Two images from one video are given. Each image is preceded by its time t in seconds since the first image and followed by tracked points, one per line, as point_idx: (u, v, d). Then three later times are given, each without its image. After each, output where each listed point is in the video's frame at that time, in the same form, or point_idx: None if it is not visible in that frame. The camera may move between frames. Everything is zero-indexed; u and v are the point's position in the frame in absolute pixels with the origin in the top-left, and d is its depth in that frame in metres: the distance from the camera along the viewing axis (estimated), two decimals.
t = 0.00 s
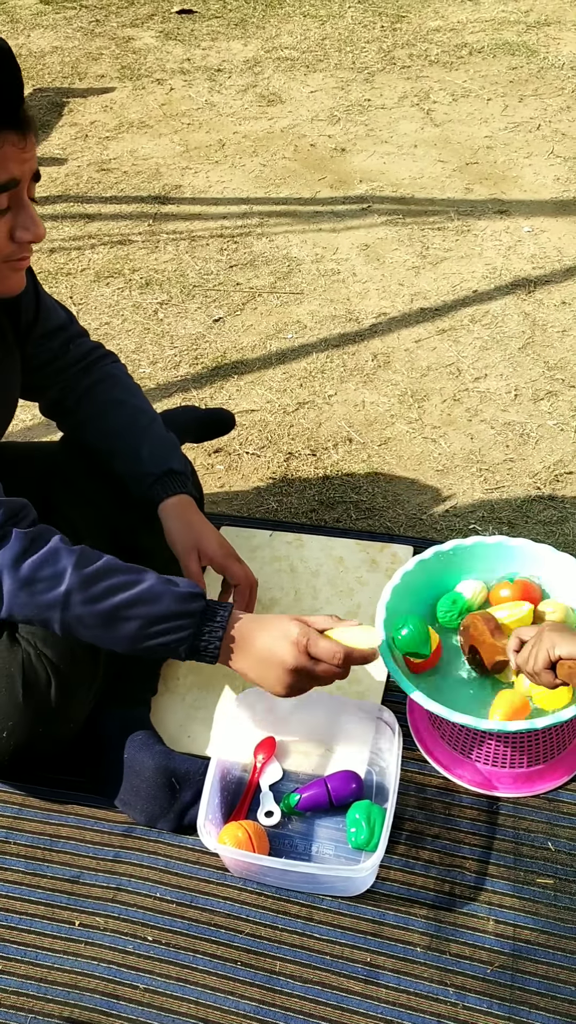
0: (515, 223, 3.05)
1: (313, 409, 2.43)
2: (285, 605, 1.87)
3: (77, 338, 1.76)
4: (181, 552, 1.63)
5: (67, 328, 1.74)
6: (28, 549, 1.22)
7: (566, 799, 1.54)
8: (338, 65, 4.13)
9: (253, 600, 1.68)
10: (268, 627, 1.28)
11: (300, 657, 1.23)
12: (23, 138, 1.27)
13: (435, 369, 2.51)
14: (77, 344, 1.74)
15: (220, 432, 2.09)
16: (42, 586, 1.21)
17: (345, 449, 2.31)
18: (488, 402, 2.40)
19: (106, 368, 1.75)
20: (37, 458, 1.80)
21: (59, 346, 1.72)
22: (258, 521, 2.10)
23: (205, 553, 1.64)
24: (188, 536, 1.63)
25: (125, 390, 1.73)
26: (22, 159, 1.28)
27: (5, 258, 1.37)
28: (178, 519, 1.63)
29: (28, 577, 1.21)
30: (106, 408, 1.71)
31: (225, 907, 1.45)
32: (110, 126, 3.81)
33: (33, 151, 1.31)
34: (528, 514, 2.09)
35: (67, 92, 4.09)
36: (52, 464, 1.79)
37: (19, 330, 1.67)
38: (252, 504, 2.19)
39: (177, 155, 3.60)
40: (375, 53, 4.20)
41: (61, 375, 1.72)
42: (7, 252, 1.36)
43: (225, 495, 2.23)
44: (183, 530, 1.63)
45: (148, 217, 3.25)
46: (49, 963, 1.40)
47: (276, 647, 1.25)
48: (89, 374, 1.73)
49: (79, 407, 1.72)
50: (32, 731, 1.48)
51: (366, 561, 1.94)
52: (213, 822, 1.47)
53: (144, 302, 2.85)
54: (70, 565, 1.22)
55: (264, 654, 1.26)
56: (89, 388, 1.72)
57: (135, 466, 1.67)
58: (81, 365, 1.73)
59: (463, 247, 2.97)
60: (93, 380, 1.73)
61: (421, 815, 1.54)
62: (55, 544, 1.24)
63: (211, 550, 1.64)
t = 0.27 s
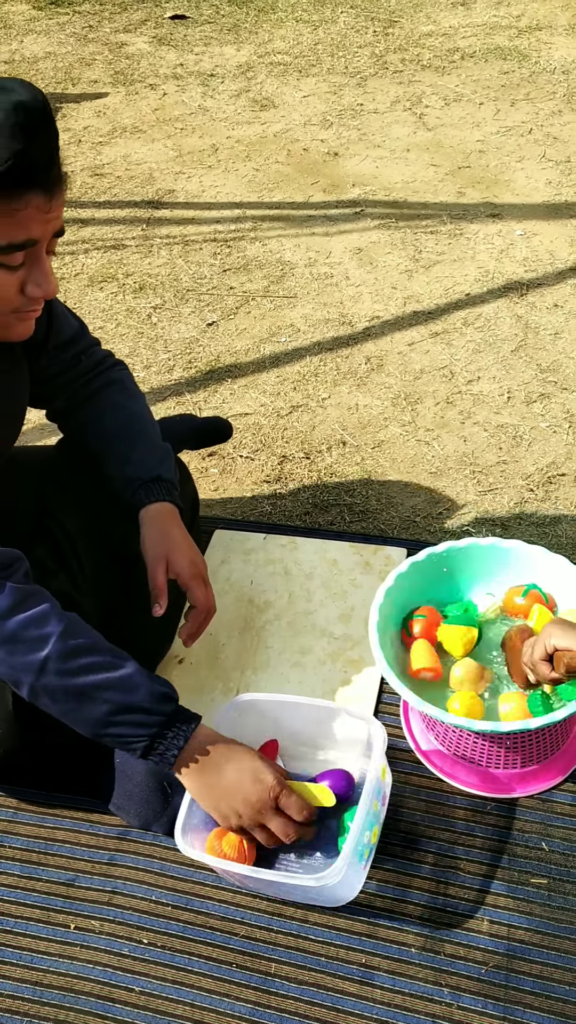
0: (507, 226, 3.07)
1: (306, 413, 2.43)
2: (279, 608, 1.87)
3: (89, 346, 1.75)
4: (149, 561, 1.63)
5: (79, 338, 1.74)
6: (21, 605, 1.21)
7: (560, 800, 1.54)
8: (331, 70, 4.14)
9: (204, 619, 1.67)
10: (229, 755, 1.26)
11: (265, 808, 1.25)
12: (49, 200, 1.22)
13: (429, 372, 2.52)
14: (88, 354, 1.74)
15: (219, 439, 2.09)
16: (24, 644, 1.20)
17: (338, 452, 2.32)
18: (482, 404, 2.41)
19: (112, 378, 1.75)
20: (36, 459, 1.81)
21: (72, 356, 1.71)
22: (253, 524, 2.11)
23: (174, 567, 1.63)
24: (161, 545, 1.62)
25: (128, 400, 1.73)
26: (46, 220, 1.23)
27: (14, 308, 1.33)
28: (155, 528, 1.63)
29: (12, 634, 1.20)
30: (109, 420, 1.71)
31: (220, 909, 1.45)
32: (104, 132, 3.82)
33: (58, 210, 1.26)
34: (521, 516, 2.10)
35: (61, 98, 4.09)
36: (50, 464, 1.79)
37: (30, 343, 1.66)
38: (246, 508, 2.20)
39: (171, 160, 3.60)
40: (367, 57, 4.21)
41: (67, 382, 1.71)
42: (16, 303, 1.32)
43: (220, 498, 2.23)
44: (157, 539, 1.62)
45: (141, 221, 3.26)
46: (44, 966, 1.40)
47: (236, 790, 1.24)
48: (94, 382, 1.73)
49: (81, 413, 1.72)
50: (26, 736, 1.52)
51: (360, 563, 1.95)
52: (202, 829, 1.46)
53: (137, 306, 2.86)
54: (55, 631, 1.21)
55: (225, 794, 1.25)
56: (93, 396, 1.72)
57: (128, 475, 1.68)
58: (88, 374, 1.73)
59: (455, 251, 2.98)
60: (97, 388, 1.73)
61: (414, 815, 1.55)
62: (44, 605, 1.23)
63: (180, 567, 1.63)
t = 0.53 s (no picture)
0: (503, 227, 3.08)
1: (303, 413, 2.44)
2: (277, 607, 1.88)
3: (79, 347, 1.75)
4: (149, 568, 1.65)
5: (69, 340, 1.74)
6: (21, 607, 1.22)
7: (557, 797, 1.55)
8: (327, 72, 4.15)
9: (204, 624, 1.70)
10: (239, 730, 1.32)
11: (282, 773, 1.33)
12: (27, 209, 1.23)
13: (425, 373, 2.53)
14: (78, 356, 1.74)
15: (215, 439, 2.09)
16: (24, 648, 1.21)
17: (336, 453, 2.33)
18: (478, 405, 2.41)
19: (104, 381, 1.76)
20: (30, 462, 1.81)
21: (62, 359, 1.71)
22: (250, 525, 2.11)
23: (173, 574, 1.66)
24: (160, 553, 1.65)
25: (121, 403, 1.74)
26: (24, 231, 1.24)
27: None
28: (155, 536, 1.65)
29: (11, 638, 1.20)
30: (104, 425, 1.72)
31: (219, 907, 1.46)
32: (100, 134, 3.83)
33: (39, 221, 1.27)
34: (518, 515, 2.11)
35: (58, 101, 4.10)
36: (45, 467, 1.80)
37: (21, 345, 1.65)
38: (244, 508, 2.20)
39: (167, 163, 3.61)
40: (363, 60, 4.22)
41: (60, 386, 1.72)
42: None
43: (217, 499, 2.24)
44: (156, 547, 1.65)
45: (139, 224, 3.26)
46: (44, 965, 1.41)
47: (253, 763, 1.30)
48: (86, 385, 1.74)
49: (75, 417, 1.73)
50: (24, 740, 1.51)
51: (358, 563, 1.95)
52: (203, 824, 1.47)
53: (135, 308, 2.87)
54: (56, 631, 1.22)
55: (244, 767, 1.30)
56: (86, 400, 1.73)
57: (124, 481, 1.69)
58: (80, 376, 1.73)
59: (451, 252, 2.99)
60: (91, 392, 1.74)
61: (412, 813, 1.55)
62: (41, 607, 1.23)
63: (178, 575, 1.65)
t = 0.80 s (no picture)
0: (505, 226, 3.08)
1: (307, 412, 2.45)
2: (283, 605, 1.89)
3: (76, 344, 1.76)
4: (176, 577, 1.66)
5: (63, 338, 1.74)
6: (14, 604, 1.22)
7: (563, 793, 1.56)
8: (329, 72, 4.16)
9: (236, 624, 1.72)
10: (240, 703, 1.32)
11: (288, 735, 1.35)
12: None
13: (428, 371, 2.53)
14: (72, 355, 1.75)
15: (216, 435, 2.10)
16: (20, 636, 1.21)
17: (339, 451, 2.33)
18: (481, 403, 2.42)
19: (102, 378, 1.76)
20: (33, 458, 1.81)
21: (54, 357, 1.72)
22: (255, 522, 2.12)
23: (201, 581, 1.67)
24: (183, 563, 1.66)
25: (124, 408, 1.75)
26: None
27: None
28: (175, 544, 1.66)
29: (6, 628, 1.20)
30: (105, 422, 1.72)
31: (227, 903, 1.46)
32: (103, 134, 3.83)
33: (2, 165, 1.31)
34: (522, 513, 2.11)
35: (60, 101, 4.11)
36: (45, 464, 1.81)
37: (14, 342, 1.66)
38: (248, 506, 2.21)
39: (170, 163, 3.62)
40: (365, 60, 4.23)
41: (58, 386, 1.73)
42: None
43: (222, 497, 2.24)
44: (179, 557, 1.65)
45: (141, 223, 3.27)
46: (52, 960, 1.41)
47: (258, 733, 1.31)
48: (87, 385, 1.74)
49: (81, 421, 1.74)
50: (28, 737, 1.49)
51: (363, 560, 1.96)
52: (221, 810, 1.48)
53: (138, 307, 2.87)
54: (50, 618, 1.22)
55: (254, 738, 1.31)
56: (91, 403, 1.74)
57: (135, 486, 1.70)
58: (77, 376, 1.74)
59: (454, 251, 3.00)
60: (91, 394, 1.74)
61: (418, 809, 1.56)
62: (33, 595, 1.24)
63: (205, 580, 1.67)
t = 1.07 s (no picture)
0: (510, 224, 3.08)
1: (314, 409, 2.45)
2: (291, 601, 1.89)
3: (76, 342, 1.77)
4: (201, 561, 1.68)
5: (63, 334, 1.75)
6: None
7: (573, 789, 1.56)
8: (332, 70, 4.16)
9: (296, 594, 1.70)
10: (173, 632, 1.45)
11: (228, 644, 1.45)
12: None
13: (435, 368, 2.54)
14: (74, 352, 1.76)
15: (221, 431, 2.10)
16: None
17: (346, 448, 2.33)
18: (488, 400, 2.42)
19: (104, 375, 1.77)
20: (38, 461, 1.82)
21: (56, 353, 1.73)
22: (263, 519, 2.12)
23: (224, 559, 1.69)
24: (203, 548, 1.68)
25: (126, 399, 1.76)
26: None
27: (10, 235, 1.45)
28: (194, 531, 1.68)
29: None
30: (111, 418, 1.73)
31: (238, 897, 1.46)
32: (107, 133, 3.83)
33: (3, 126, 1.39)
34: (529, 509, 2.11)
35: (64, 99, 4.11)
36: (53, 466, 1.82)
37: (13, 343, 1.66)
38: (255, 502, 2.21)
39: (174, 161, 3.62)
40: (368, 58, 4.23)
41: (61, 383, 1.74)
42: None
43: (229, 493, 2.25)
44: (200, 542, 1.67)
45: (146, 221, 3.27)
46: (64, 955, 1.41)
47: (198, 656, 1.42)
48: (89, 380, 1.75)
49: (86, 416, 1.75)
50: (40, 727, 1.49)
51: (371, 556, 1.96)
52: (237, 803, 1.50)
53: (144, 305, 2.87)
54: None
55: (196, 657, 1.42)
56: (94, 398, 1.75)
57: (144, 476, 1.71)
58: (78, 372, 1.75)
59: (459, 248, 3.00)
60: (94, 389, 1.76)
61: (428, 804, 1.56)
62: None
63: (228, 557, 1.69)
